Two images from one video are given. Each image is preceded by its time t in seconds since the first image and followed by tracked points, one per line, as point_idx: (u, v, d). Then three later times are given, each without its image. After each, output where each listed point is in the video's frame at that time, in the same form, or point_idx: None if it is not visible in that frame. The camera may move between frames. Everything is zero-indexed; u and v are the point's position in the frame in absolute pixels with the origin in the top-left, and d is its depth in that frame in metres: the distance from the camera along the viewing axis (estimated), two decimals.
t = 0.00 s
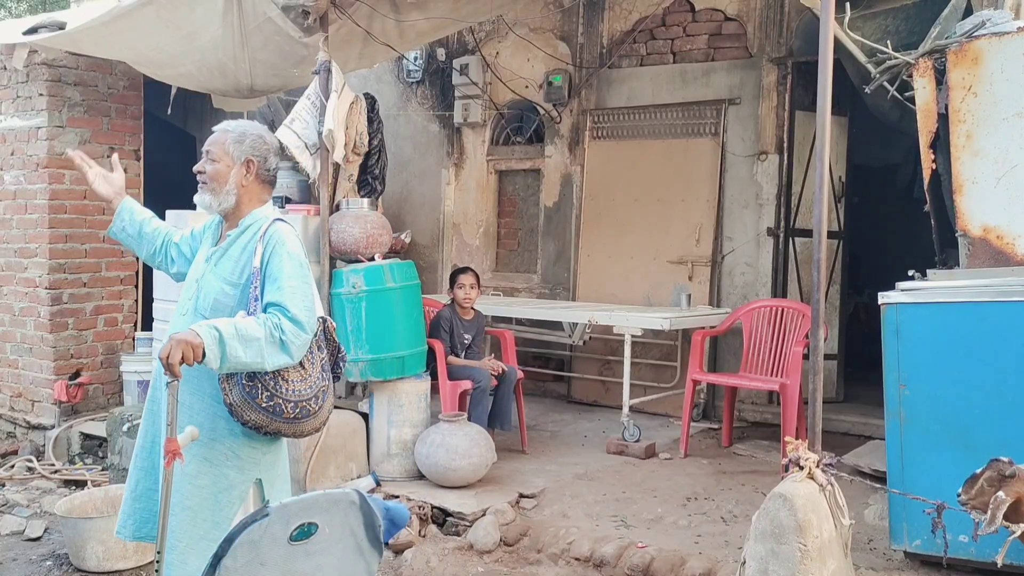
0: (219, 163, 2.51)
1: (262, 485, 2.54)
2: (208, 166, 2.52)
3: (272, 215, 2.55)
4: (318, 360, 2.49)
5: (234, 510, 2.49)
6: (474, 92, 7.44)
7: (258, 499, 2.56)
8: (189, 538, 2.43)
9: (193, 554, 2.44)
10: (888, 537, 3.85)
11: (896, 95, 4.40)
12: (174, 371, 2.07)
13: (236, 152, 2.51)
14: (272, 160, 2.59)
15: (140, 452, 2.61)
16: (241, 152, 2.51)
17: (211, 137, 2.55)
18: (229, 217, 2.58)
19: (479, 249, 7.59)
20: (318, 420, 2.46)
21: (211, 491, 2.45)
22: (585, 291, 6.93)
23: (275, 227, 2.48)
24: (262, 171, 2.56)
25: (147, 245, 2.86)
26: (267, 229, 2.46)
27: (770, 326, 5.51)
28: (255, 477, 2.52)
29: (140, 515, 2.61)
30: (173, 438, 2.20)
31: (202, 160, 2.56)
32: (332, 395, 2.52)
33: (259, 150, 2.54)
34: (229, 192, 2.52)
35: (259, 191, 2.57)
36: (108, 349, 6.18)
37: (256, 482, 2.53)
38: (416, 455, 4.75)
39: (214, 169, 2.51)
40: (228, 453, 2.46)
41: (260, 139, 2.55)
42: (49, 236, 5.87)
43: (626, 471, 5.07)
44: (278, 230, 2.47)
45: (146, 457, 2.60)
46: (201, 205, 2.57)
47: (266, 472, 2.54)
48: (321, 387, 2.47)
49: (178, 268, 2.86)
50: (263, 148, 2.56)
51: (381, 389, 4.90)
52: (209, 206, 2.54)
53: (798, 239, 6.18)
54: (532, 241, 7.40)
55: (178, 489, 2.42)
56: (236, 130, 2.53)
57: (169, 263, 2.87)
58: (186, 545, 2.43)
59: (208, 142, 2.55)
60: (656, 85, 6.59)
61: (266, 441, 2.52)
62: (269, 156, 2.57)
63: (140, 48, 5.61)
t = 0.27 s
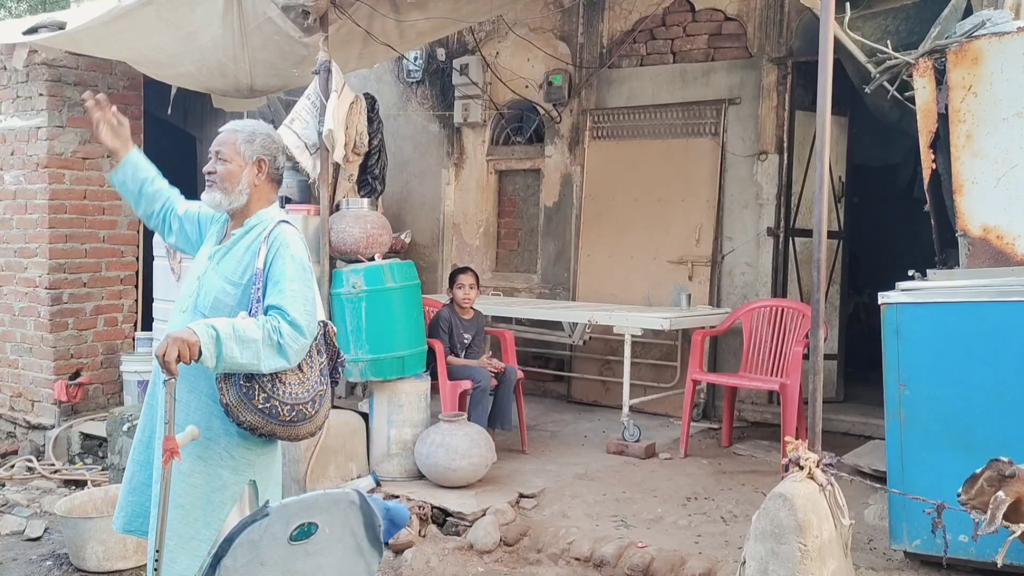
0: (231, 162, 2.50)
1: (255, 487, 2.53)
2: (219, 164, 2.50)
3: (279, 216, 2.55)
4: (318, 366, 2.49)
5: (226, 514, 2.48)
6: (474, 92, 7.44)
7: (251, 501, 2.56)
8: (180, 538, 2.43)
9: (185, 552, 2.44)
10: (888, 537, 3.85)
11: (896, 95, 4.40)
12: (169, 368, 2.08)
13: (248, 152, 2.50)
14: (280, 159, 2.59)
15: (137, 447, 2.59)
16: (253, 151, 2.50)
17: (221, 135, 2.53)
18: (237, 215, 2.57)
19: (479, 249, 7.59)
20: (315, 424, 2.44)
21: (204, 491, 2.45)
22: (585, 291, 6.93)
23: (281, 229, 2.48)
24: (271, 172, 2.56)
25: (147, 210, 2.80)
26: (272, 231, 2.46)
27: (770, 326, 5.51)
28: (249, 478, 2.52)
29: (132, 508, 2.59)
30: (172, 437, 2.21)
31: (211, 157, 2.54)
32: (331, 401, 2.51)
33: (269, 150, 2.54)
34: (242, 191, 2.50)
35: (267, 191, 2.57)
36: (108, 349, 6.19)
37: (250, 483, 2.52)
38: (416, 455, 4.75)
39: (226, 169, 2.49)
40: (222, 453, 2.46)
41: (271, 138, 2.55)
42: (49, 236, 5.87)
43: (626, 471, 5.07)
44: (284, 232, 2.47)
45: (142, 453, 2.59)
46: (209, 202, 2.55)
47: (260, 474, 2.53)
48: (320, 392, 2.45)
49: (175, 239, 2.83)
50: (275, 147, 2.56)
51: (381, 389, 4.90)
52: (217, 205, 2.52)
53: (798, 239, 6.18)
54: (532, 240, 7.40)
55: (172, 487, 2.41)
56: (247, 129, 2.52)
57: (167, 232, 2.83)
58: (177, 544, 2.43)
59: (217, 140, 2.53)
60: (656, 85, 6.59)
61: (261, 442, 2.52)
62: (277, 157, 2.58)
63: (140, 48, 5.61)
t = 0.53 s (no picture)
0: (218, 164, 2.48)
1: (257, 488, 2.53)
2: (206, 166, 2.49)
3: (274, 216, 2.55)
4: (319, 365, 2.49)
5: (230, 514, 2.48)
6: (474, 92, 7.44)
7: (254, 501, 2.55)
8: (185, 538, 2.43)
9: (189, 553, 2.44)
10: (888, 537, 3.84)
11: (896, 95, 4.40)
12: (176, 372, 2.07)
13: (235, 152, 2.49)
14: (267, 156, 2.58)
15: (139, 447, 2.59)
16: (240, 151, 2.49)
17: (206, 137, 2.52)
18: (230, 218, 2.57)
19: (479, 249, 7.59)
20: (317, 424, 2.45)
21: (208, 492, 2.45)
22: (585, 291, 6.93)
23: (278, 229, 2.48)
24: (260, 171, 2.55)
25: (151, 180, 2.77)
26: (269, 232, 2.46)
27: (770, 326, 5.51)
28: (252, 478, 2.52)
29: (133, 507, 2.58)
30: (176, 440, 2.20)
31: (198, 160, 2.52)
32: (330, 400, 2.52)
33: (257, 148, 2.53)
34: (233, 194, 2.50)
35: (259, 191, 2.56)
36: (108, 349, 6.19)
37: (253, 484, 2.52)
38: (416, 455, 4.75)
39: (214, 172, 2.48)
40: (225, 454, 2.46)
41: (257, 135, 2.54)
42: (49, 236, 5.87)
43: (626, 471, 5.07)
44: (281, 232, 2.47)
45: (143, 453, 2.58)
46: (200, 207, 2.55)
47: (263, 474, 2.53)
48: (321, 392, 2.46)
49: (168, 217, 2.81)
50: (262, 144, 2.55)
51: (381, 389, 4.90)
52: (210, 211, 2.51)
53: (798, 239, 6.18)
54: (532, 240, 7.40)
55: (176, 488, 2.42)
56: (230, 128, 2.51)
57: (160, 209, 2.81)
58: (183, 545, 2.43)
59: (202, 144, 2.52)
60: (656, 85, 6.59)
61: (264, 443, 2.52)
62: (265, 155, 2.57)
63: (140, 48, 5.60)
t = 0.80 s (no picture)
0: (210, 164, 2.48)
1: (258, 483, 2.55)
2: (195, 167, 2.48)
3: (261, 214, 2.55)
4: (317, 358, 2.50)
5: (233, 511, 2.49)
6: (474, 92, 7.44)
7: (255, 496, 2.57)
8: (190, 538, 2.42)
9: (196, 551, 2.44)
10: (888, 537, 3.84)
11: (896, 95, 4.40)
12: (186, 369, 2.09)
13: (225, 152, 2.49)
14: (254, 157, 2.59)
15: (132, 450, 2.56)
16: (231, 151, 2.50)
17: (194, 137, 2.51)
18: (216, 218, 2.55)
19: (479, 249, 7.59)
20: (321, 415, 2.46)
21: (211, 491, 2.45)
22: (585, 291, 6.93)
23: (269, 227, 2.48)
24: (248, 170, 2.56)
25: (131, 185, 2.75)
26: (260, 229, 2.46)
27: (770, 326, 5.51)
28: (254, 475, 2.53)
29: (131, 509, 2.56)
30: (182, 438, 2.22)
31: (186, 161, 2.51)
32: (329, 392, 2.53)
33: (245, 148, 2.54)
34: (224, 193, 2.49)
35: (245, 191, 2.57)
36: (108, 349, 6.19)
37: (254, 480, 2.54)
38: (416, 455, 4.75)
39: (206, 171, 2.47)
40: (225, 452, 2.46)
41: (243, 135, 2.55)
42: (49, 236, 5.87)
43: (626, 471, 5.07)
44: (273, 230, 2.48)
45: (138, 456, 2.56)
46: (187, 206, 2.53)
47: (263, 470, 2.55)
48: (322, 383, 2.48)
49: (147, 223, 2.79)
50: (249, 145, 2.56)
51: (381, 389, 4.90)
52: (198, 211, 2.50)
53: (798, 239, 6.18)
54: (532, 240, 7.40)
55: (179, 489, 2.41)
56: (218, 128, 2.51)
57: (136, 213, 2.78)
58: (188, 545, 2.42)
59: (191, 144, 2.51)
60: (656, 85, 6.59)
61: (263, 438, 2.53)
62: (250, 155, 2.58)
63: (140, 48, 5.60)
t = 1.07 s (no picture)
0: (191, 163, 2.47)
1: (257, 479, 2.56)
2: (176, 168, 2.47)
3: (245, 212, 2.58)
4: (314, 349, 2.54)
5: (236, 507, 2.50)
6: (474, 92, 7.44)
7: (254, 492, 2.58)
8: (198, 537, 2.41)
9: (203, 551, 2.43)
10: (888, 537, 3.84)
11: (896, 95, 4.40)
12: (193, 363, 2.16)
13: (208, 151, 2.48)
14: (236, 156, 2.58)
15: (125, 458, 2.53)
16: (212, 150, 2.49)
17: (177, 138, 2.50)
18: (201, 217, 2.55)
19: (479, 249, 7.59)
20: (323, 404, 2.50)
21: (214, 487, 2.45)
22: (585, 290, 6.93)
23: (260, 225, 2.52)
24: (230, 170, 2.55)
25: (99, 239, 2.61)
26: (252, 226, 2.50)
27: (770, 326, 5.51)
28: (254, 468, 2.55)
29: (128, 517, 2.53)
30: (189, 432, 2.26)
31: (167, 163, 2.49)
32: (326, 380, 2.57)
33: (228, 148, 2.53)
34: (205, 192, 2.48)
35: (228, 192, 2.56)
36: (108, 349, 6.19)
37: (255, 474, 2.56)
38: (416, 455, 4.75)
39: (187, 171, 2.46)
40: (226, 447, 2.47)
41: (225, 135, 2.54)
42: (49, 236, 5.88)
43: (626, 471, 5.07)
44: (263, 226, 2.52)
45: (133, 463, 2.53)
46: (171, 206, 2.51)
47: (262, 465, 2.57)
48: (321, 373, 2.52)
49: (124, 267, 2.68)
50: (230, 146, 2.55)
51: (381, 389, 4.90)
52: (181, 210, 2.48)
53: (798, 239, 6.18)
54: (532, 240, 7.40)
55: (184, 488, 2.40)
56: (201, 129, 2.50)
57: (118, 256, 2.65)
58: (196, 545, 2.41)
59: (173, 144, 2.49)
60: (656, 85, 6.59)
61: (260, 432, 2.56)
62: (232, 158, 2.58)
63: (140, 48, 5.61)
